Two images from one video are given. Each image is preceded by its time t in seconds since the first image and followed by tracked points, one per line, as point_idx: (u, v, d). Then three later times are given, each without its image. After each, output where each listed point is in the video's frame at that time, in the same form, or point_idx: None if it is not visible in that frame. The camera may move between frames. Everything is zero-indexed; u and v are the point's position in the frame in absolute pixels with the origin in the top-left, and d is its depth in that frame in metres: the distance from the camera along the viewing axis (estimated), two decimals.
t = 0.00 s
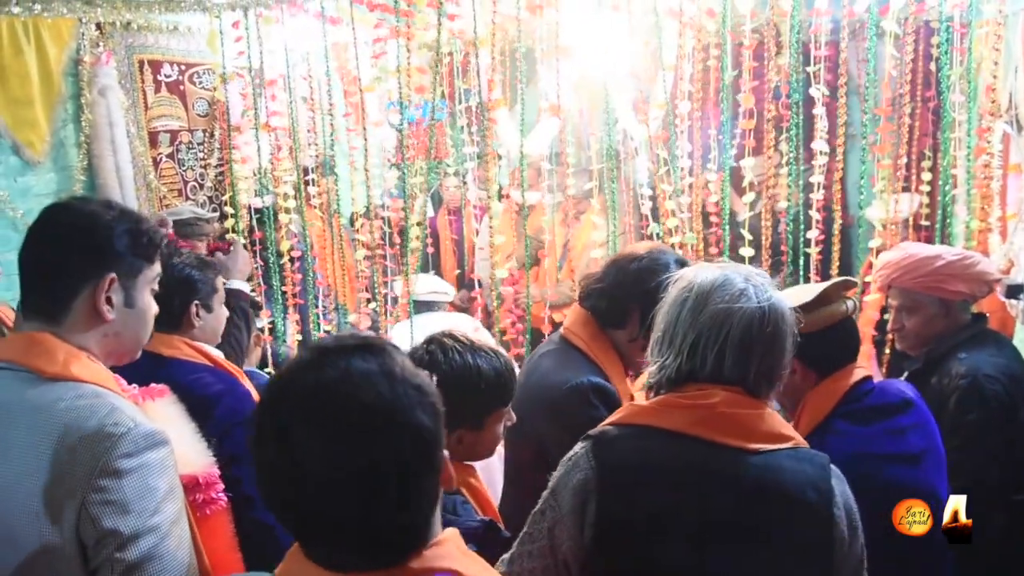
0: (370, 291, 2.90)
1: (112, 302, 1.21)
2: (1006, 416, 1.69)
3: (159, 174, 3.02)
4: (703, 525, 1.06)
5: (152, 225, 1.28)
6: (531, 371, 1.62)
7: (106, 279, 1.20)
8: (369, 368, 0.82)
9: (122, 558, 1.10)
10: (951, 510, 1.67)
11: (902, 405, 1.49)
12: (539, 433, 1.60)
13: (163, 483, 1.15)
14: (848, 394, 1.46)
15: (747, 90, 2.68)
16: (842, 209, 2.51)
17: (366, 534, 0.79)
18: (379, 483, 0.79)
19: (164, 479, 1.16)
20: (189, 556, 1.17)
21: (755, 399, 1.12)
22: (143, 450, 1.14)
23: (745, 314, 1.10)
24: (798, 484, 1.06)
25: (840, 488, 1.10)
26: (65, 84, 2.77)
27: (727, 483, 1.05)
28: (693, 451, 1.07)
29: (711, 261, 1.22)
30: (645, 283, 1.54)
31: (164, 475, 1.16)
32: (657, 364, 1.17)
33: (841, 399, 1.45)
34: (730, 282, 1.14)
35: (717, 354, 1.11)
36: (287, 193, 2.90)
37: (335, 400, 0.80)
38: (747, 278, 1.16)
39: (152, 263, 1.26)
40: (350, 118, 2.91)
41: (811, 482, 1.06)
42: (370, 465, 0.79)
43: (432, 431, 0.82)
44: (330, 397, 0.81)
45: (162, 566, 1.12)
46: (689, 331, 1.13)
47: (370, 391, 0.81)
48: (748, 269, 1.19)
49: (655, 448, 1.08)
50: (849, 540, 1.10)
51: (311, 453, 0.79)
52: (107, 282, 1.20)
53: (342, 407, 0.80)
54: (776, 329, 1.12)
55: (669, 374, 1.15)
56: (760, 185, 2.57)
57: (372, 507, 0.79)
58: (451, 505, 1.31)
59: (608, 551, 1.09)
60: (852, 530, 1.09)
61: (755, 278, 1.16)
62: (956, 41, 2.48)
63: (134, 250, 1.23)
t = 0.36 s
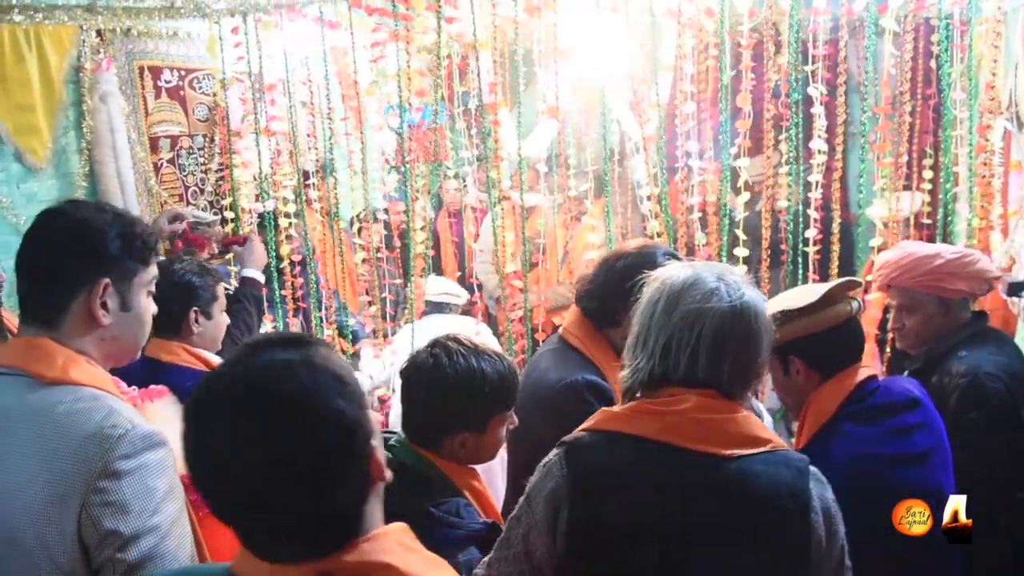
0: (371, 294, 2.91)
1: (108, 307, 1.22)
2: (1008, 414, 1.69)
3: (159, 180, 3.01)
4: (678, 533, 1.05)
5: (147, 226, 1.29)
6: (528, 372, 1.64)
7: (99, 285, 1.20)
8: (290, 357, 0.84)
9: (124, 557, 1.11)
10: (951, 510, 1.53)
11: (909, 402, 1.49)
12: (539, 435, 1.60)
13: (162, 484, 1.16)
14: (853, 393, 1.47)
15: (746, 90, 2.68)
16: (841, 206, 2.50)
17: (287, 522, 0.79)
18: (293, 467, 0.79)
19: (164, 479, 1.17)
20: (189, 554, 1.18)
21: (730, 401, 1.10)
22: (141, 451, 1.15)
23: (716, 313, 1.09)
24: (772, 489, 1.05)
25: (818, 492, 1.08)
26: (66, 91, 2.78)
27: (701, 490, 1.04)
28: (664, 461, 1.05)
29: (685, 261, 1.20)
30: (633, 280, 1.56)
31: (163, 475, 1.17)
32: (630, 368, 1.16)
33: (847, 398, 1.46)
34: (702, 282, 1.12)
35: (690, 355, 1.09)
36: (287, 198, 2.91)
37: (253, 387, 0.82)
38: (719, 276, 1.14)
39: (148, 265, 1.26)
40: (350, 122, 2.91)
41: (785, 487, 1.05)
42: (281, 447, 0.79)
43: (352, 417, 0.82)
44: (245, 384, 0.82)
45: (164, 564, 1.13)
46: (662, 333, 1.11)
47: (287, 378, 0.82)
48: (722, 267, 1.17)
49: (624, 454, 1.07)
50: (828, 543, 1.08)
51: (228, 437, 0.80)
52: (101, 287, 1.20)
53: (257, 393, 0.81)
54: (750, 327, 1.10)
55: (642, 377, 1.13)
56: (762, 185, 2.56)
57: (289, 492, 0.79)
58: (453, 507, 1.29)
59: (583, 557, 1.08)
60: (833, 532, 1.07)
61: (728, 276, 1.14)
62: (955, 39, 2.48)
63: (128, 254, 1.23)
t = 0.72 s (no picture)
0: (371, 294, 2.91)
1: (91, 310, 1.23)
2: (1002, 410, 1.70)
3: (158, 182, 3.04)
4: (662, 539, 1.05)
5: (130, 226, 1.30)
6: (525, 368, 1.65)
7: (82, 287, 1.21)
8: (213, 350, 0.89)
9: (115, 561, 1.10)
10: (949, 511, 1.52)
11: (904, 399, 1.49)
12: (537, 436, 1.60)
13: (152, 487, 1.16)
14: (851, 391, 1.46)
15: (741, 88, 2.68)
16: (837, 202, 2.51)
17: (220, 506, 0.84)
18: (218, 453, 0.84)
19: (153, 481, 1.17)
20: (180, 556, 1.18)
21: (707, 403, 1.11)
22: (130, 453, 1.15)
23: (688, 314, 1.10)
24: (750, 493, 1.05)
25: (796, 492, 1.09)
26: (63, 93, 2.78)
27: (675, 495, 1.05)
28: (648, 467, 1.06)
29: (657, 262, 1.21)
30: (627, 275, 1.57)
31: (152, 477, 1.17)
32: (606, 372, 1.17)
33: (844, 396, 1.45)
34: (673, 283, 1.13)
35: (664, 358, 1.11)
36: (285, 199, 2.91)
37: (179, 379, 0.87)
38: (691, 277, 1.15)
39: (131, 266, 1.27)
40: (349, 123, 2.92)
41: (762, 489, 1.06)
42: (205, 434, 0.84)
43: (273, 403, 0.86)
44: (171, 377, 0.87)
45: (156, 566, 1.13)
46: (635, 336, 1.13)
47: (209, 369, 0.87)
48: (694, 267, 1.18)
49: (601, 462, 1.07)
50: (806, 542, 1.09)
51: (157, 428, 0.85)
52: (83, 290, 1.21)
53: (183, 386, 0.86)
54: (723, 327, 1.10)
55: (617, 382, 1.14)
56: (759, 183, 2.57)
57: (216, 477, 0.84)
58: (449, 509, 1.31)
59: (559, 566, 1.09)
60: (810, 531, 1.09)
61: (700, 276, 1.15)
62: (950, 36, 2.48)
63: (108, 256, 1.24)
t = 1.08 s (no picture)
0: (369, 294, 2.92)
1: (72, 311, 1.21)
2: (996, 409, 1.70)
3: (154, 181, 3.08)
4: (655, 540, 1.05)
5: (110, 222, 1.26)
6: (521, 365, 1.65)
7: (60, 289, 1.19)
8: (206, 332, 0.86)
9: (101, 560, 1.09)
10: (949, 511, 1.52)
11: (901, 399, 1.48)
12: (533, 435, 1.60)
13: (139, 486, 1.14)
14: (850, 391, 1.45)
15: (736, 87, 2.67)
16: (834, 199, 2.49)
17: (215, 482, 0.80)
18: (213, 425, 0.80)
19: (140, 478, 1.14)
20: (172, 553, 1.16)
21: (699, 403, 1.11)
22: (114, 453, 1.13)
23: (680, 314, 1.10)
24: (740, 492, 1.05)
25: (787, 492, 1.09)
26: (58, 92, 2.78)
27: (665, 494, 1.05)
28: (642, 468, 1.06)
29: (649, 262, 1.21)
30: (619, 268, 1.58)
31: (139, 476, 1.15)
32: (599, 372, 1.17)
33: (843, 396, 1.44)
34: (665, 283, 1.13)
35: (657, 358, 1.10)
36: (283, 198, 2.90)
37: (173, 355, 0.83)
38: (683, 277, 1.15)
39: (113, 264, 1.24)
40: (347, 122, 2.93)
41: (753, 489, 1.06)
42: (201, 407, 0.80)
43: (269, 380, 0.84)
44: (165, 355, 0.84)
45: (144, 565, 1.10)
46: (628, 335, 1.12)
47: (204, 345, 0.84)
48: (686, 267, 1.18)
49: (594, 463, 1.07)
50: (796, 542, 1.09)
51: (150, 403, 0.81)
52: (62, 292, 1.19)
53: (178, 361, 0.83)
54: (715, 326, 1.10)
55: (610, 382, 1.14)
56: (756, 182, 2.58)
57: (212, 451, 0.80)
58: (444, 502, 1.32)
59: (551, 567, 1.09)
60: (800, 530, 1.09)
61: (693, 276, 1.15)
62: (946, 37, 2.48)
63: (88, 256, 1.20)
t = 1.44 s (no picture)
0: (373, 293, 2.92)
1: (69, 308, 1.13)
2: (997, 412, 1.71)
3: (159, 179, 3.09)
4: (656, 535, 1.06)
5: (113, 217, 1.18)
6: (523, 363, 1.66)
7: (58, 286, 1.11)
8: (258, 321, 0.86)
9: (94, 557, 1.03)
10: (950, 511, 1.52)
11: (910, 399, 1.47)
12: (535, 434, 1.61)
13: (137, 482, 1.07)
14: (855, 391, 1.44)
15: (741, 90, 2.68)
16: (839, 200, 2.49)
17: (254, 464, 0.79)
18: (261, 402, 0.80)
19: (137, 474, 1.07)
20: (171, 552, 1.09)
21: (704, 404, 1.11)
22: (109, 449, 1.06)
23: (698, 316, 1.09)
24: (740, 488, 1.05)
25: (787, 489, 1.09)
26: (64, 89, 2.79)
27: (666, 490, 1.05)
28: (644, 463, 1.06)
29: (675, 258, 1.20)
30: (619, 259, 1.60)
31: (136, 472, 1.07)
32: (611, 359, 1.16)
33: (848, 395, 1.43)
34: (688, 283, 1.13)
35: (671, 356, 1.10)
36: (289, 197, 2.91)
37: (230, 334, 0.84)
38: (705, 278, 1.14)
39: (114, 261, 1.16)
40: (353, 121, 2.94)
41: (754, 486, 1.06)
42: (255, 382, 0.80)
43: (320, 370, 0.84)
44: (222, 332, 0.85)
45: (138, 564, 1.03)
46: (645, 330, 1.12)
47: (260, 327, 0.85)
48: (709, 269, 1.18)
49: (594, 457, 1.08)
50: (795, 538, 1.10)
51: (202, 376, 0.81)
52: (60, 290, 1.11)
53: (234, 339, 0.84)
54: (730, 332, 1.10)
55: (622, 372, 1.14)
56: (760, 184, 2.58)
57: (258, 429, 0.79)
58: (437, 485, 1.31)
59: (551, 561, 1.10)
60: (799, 526, 1.10)
61: (715, 278, 1.15)
62: (951, 40, 2.49)
63: (87, 252, 1.12)
